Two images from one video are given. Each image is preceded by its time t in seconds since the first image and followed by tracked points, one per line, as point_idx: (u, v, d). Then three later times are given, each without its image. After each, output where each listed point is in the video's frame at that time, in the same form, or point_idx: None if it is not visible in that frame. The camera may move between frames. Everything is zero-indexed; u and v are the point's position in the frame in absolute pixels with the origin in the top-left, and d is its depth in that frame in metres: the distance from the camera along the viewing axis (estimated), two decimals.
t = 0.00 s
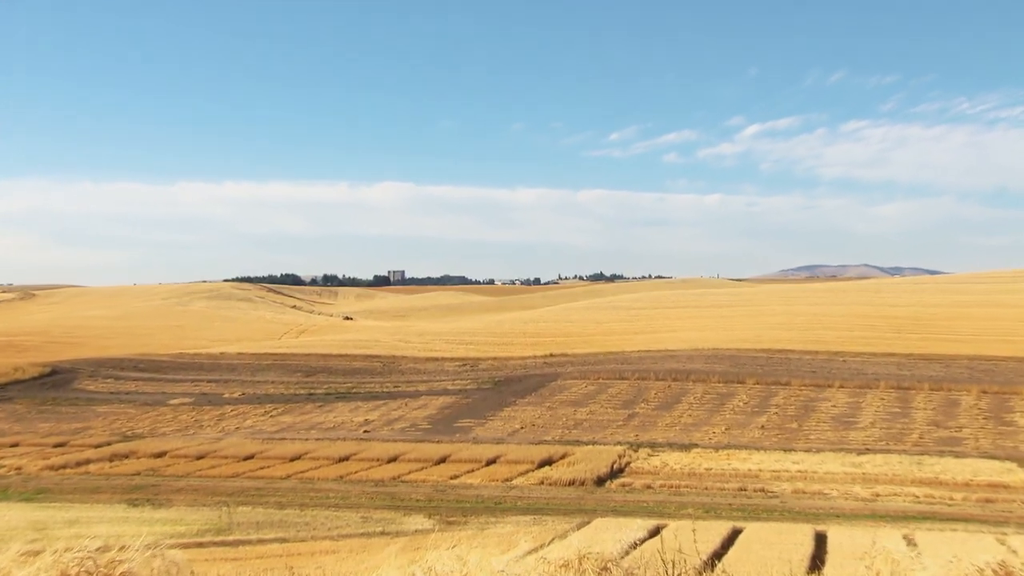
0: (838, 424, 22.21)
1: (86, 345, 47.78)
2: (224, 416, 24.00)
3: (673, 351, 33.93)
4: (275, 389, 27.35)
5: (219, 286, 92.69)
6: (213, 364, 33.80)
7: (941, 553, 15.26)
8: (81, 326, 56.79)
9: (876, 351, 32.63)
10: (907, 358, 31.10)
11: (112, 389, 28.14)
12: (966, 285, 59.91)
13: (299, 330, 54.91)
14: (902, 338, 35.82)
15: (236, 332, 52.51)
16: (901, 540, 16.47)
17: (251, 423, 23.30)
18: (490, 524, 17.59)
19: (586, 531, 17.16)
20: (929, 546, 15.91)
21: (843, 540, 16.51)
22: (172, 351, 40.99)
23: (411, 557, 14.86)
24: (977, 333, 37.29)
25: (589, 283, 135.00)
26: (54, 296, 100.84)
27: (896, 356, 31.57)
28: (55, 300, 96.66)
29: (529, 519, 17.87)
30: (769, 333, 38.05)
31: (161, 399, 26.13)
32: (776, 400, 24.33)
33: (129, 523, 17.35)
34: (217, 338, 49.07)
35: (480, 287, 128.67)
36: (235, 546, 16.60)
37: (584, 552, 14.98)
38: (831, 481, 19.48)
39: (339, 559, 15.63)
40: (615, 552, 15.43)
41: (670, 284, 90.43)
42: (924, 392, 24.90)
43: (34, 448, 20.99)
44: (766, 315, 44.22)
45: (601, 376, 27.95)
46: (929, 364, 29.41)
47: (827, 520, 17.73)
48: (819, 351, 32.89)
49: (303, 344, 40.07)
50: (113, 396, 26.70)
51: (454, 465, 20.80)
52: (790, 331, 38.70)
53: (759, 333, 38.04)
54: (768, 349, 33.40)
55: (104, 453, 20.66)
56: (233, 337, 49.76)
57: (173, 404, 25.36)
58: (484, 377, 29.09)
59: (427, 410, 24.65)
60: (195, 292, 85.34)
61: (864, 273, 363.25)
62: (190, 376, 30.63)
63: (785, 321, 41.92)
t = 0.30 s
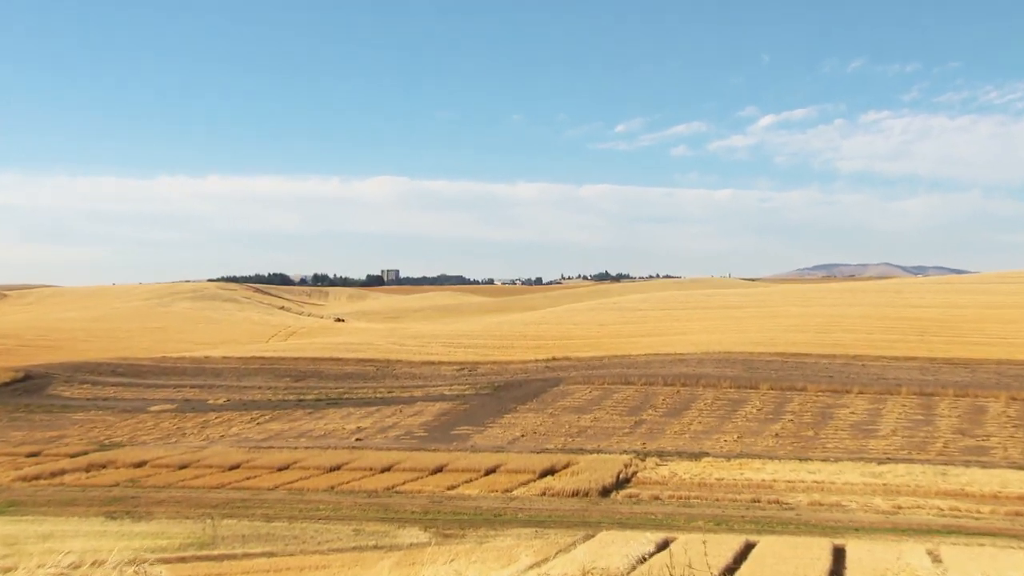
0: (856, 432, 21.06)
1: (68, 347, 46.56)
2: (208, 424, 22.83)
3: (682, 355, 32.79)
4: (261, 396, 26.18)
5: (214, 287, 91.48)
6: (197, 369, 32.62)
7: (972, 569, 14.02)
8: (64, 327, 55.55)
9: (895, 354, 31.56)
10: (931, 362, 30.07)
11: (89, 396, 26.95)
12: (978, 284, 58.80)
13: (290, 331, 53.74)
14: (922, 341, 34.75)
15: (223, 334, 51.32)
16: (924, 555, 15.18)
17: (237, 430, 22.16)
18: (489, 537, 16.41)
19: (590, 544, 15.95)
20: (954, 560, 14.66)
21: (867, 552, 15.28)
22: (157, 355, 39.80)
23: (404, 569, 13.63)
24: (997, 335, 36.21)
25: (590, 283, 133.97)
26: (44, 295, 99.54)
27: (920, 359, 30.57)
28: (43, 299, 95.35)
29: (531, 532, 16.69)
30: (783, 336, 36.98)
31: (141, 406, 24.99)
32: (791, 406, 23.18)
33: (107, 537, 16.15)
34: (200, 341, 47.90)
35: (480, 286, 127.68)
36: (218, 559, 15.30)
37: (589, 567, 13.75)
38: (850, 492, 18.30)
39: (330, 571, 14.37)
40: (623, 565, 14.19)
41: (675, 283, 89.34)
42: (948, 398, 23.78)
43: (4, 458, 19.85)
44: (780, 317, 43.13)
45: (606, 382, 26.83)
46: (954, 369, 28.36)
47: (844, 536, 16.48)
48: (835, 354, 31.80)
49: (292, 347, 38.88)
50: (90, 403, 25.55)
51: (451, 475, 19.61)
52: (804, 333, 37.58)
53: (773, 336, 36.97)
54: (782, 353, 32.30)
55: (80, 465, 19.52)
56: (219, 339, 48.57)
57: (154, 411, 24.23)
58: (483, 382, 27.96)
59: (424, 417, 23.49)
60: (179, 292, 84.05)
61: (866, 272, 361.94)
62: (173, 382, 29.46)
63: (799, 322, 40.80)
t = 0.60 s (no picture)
0: (877, 441, 19.94)
1: (48, 350, 45.32)
2: (190, 432, 21.69)
3: (691, 359, 31.72)
4: (246, 403, 25.07)
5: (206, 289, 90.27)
6: (179, 375, 31.51)
7: None
8: (53, 329, 54.40)
9: (915, 359, 30.44)
10: (956, 368, 28.98)
11: (63, 403, 25.84)
12: (990, 284, 57.73)
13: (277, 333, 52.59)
14: (942, 345, 33.65)
15: (208, 336, 50.12)
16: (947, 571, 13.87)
17: (221, 439, 21.02)
18: (488, 552, 15.24)
19: (594, 559, 14.72)
20: None
21: (892, 567, 14.08)
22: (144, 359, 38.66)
23: None
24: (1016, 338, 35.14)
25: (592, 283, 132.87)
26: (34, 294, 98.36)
27: (943, 365, 29.47)
28: (30, 299, 93.85)
29: (533, 546, 15.52)
30: (798, 339, 35.86)
31: (119, 414, 23.87)
32: (806, 413, 22.07)
33: (83, 552, 14.86)
34: (182, 344, 46.71)
35: (481, 287, 126.57)
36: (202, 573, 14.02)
37: None
38: (871, 505, 17.11)
39: None
40: None
41: (680, 283, 88.28)
42: (975, 405, 22.67)
43: None
44: (795, 319, 42.01)
45: (611, 388, 25.73)
46: (981, 375, 27.25)
47: (862, 549, 15.15)
48: (853, 360, 30.66)
49: (280, 351, 37.75)
50: (65, 410, 24.44)
51: (448, 486, 18.44)
52: (818, 337, 36.46)
53: (787, 339, 35.86)
54: (797, 358, 31.18)
55: (53, 476, 18.39)
56: (201, 342, 47.39)
57: (133, 418, 23.14)
58: (481, 388, 26.86)
59: (419, 425, 22.38)
60: (160, 291, 82.55)
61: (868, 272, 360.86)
62: (154, 388, 28.35)
63: (815, 325, 39.67)
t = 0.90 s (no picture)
0: (900, 450, 18.83)
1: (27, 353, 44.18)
2: (171, 441, 20.62)
3: (701, 364, 30.66)
4: (230, 410, 24.02)
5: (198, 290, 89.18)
6: (160, 380, 30.45)
7: None
8: (45, 329, 53.40)
9: (942, 364, 29.40)
10: (985, 374, 27.89)
11: (38, 411, 24.82)
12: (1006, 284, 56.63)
13: (264, 335, 51.51)
14: (963, 349, 32.54)
15: (190, 339, 48.89)
16: None
17: (203, 448, 19.94)
18: (487, 569, 14.06)
19: None
20: None
21: None
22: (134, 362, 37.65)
23: None
24: None
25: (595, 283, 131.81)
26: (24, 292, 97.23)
27: (970, 370, 28.43)
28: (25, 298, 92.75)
29: (535, 562, 14.34)
30: (816, 343, 34.79)
31: (94, 422, 22.82)
32: (825, 421, 20.99)
33: (55, 571, 13.71)
34: (166, 347, 45.57)
35: (483, 287, 125.55)
36: None
37: None
38: (893, 518, 15.93)
39: None
40: None
41: (687, 283, 87.11)
42: (1005, 413, 21.54)
43: None
44: (814, 321, 40.92)
45: (617, 394, 24.67)
46: (1008, 380, 26.14)
47: (886, 567, 13.80)
48: (876, 365, 29.60)
49: (267, 355, 36.67)
50: (37, 418, 23.40)
51: (445, 497, 17.28)
52: (837, 340, 35.37)
53: (804, 342, 34.79)
54: (815, 363, 30.12)
55: (23, 489, 17.29)
56: (185, 345, 46.23)
57: (110, 427, 22.10)
58: (480, 394, 25.80)
59: (413, 433, 21.31)
60: (140, 292, 81.22)
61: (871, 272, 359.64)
62: (137, 394, 27.34)
63: (833, 328, 38.55)
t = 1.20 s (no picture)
0: (925, 461, 17.77)
1: (9, 356, 43.07)
2: (149, 451, 19.59)
3: (713, 369, 29.65)
4: (213, 418, 22.99)
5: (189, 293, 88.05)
6: (139, 387, 29.38)
7: None
8: (37, 332, 52.42)
9: (974, 369, 28.47)
10: (1015, 379, 26.87)
11: (6, 419, 23.78)
12: None
13: (250, 339, 50.36)
14: (985, 353, 31.47)
15: (172, 342, 47.66)
16: None
17: (184, 458, 18.91)
18: None
19: None
20: None
21: None
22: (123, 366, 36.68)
23: None
24: None
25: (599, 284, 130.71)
26: (13, 291, 95.97)
27: (1001, 376, 27.47)
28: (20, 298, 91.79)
29: None
30: (834, 346, 33.75)
31: (68, 431, 21.78)
32: (845, 430, 19.96)
33: None
34: (145, 351, 44.35)
35: (485, 288, 124.47)
36: None
37: None
38: (918, 534, 14.73)
39: None
40: None
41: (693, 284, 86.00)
42: None
43: None
44: (834, 323, 39.88)
45: (624, 401, 23.65)
46: None
47: None
48: (902, 370, 28.66)
49: (253, 359, 35.58)
50: (7, 427, 22.37)
51: (441, 511, 16.16)
52: (860, 343, 34.36)
53: (822, 346, 33.75)
54: (835, 368, 29.14)
55: None
56: (165, 349, 45.01)
57: (85, 436, 21.09)
58: (479, 400, 24.78)
59: (408, 442, 20.31)
60: (126, 292, 80.00)
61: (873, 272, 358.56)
62: (113, 401, 26.31)
63: (854, 331, 37.51)
